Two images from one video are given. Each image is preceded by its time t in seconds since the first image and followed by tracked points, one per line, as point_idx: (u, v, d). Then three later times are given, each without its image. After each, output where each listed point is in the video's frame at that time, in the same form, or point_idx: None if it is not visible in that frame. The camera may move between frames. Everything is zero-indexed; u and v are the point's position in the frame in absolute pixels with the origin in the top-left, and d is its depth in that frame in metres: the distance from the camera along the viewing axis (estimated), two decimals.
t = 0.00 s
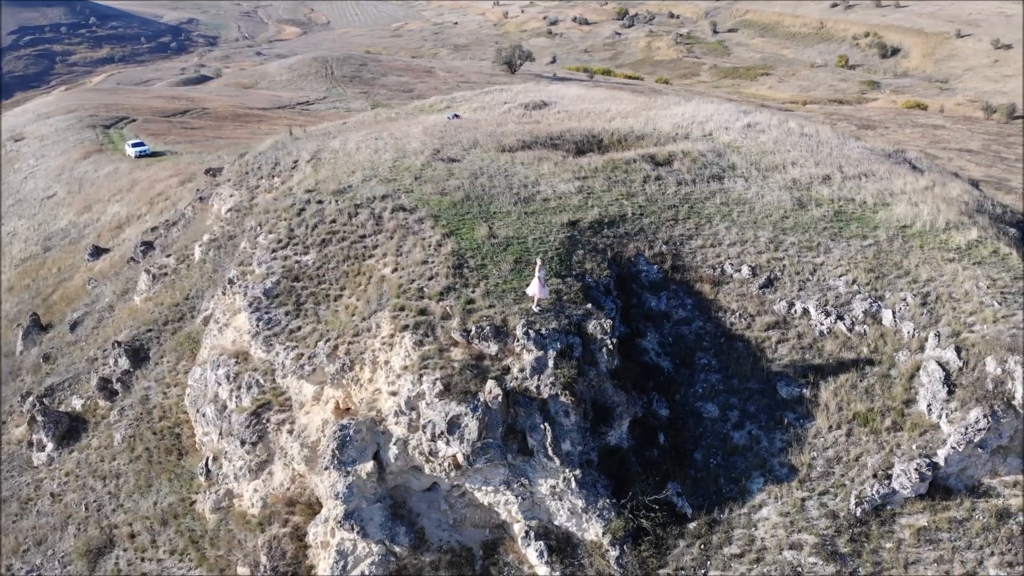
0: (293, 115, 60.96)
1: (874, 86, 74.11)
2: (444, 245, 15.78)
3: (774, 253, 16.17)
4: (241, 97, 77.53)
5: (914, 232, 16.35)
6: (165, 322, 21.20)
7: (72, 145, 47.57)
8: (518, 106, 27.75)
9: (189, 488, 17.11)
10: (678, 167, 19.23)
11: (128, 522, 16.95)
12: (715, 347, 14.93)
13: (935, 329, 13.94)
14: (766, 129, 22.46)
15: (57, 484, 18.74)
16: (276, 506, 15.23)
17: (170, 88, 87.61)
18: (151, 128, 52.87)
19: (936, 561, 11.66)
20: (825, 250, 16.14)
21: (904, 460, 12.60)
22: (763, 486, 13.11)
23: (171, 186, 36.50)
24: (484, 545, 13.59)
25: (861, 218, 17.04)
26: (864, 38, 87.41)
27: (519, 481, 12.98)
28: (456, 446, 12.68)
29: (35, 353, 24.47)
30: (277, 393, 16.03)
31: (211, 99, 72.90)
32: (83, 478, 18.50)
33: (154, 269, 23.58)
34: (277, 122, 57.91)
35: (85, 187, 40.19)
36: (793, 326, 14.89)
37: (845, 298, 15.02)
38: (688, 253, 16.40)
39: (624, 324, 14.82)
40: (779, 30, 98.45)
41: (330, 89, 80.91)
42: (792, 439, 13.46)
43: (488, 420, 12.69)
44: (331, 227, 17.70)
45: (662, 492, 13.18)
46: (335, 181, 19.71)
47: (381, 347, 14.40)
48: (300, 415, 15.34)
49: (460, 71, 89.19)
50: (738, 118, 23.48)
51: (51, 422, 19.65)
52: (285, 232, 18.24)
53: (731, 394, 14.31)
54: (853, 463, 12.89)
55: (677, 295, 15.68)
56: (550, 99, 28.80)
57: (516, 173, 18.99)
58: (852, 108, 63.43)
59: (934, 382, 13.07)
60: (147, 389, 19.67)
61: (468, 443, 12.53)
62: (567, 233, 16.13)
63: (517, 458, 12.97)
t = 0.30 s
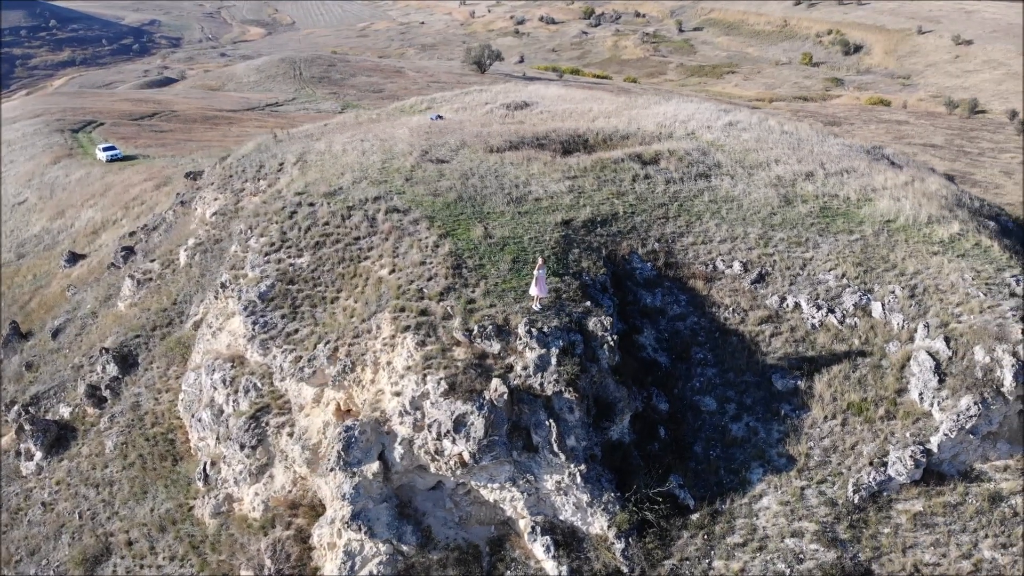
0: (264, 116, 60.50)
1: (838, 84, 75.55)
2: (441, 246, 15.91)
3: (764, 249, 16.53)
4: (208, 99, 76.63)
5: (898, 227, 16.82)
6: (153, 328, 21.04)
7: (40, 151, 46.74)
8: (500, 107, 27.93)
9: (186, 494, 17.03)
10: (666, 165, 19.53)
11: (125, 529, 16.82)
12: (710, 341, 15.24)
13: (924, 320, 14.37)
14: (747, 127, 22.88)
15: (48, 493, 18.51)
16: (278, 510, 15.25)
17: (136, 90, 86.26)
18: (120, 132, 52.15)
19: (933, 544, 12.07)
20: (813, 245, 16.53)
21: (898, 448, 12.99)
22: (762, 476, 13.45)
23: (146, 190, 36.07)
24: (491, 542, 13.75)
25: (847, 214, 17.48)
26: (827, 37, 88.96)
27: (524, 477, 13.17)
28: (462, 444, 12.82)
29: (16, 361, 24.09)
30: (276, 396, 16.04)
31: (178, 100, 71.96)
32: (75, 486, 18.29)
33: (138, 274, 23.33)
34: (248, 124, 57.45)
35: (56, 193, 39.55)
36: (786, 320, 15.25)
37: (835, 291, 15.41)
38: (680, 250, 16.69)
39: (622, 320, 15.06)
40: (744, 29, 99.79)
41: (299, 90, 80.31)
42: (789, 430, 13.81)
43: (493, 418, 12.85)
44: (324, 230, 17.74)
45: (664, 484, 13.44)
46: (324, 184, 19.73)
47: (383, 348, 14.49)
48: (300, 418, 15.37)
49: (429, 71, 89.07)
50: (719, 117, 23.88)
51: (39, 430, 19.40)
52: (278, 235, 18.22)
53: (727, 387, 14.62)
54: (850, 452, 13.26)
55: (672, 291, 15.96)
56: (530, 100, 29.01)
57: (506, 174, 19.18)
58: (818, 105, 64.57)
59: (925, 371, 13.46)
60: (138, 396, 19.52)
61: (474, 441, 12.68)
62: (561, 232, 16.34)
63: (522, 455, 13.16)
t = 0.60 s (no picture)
0: (234, 118, 59.96)
1: (803, 81, 76.84)
2: (437, 247, 16.04)
3: (753, 244, 16.88)
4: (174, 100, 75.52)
5: (882, 221, 17.28)
6: (141, 333, 20.84)
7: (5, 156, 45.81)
8: (482, 107, 28.09)
9: (183, 499, 16.95)
10: (653, 164, 19.82)
11: (121, 536, 16.70)
12: (705, 336, 15.55)
13: (912, 311, 14.81)
14: (728, 125, 23.27)
15: (39, 502, 18.27)
16: (280, 512, 15.27)
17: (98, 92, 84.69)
18: (87, 136, 51.31)
19: (928, 527, 12.51)
20: (801, 240, 16.93)
21: (892, 436, 13.40)
22: (761, 466, 13.78)
23: (120, 195, 35.59)
24: (496, 538, 13.91)
25: (832, 209, 17.91)
26: (791, 35, 90.37)
27: (529, 473, 13.35)
28: (467, 442, 12.95)
29: None
30: (274, 399, 16.04)
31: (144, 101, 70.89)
32: (67, 495, 18.07)
33: (122, 279, 23.05)
34: (218, 126, 56.91)
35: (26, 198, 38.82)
36: (777, 314, 15.62)
37: (824, 285, 15.80)
38: (672, 247, 16.99)
39: (619, 316, 15.30)
40: (709, 27, 101.00)
41: (267, 91, 79.53)
42: (785, 421, 14.18)
43: (498, 415, 13.01)
44: (317, 232, 17.77)
45: (666, 477, 13.71)
46: (314, 185, 19.72)
47: (384, 349, 14.59)
48: (300, 419, 15.40)
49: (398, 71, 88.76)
50: (700, 115, 24.24)
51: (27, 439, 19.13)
52: (270, 237, 18.21)
53: (723, 380, 14.95)
54: (844, 440, 13.66)
55: (665, 287, 16.24)
56: (511, 100, 29.17)
57: (497, 174, 19.35)
58: (784, 101, 65.61)
59: (915, 361, 13.88)
60: (129, 402, 19.36)
61: (480, 438, 12.83)
62: (555, 231, 16.56)
63: (526, 451, 13.34)
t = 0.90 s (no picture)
0: (203, 119, 59.33)
1: (769, 78, 77.91)
2: (434, 247, 16.17)
3: (743, 240, 17.23)
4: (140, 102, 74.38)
5: (866, 216, 17.74)
6: (129, 339, 20.66)
7: None
8: (464, 107, 28.20)
9: (181, 504, 16.88)
10: (640, 162, 20.11)
11: (118, 543, 16.56)
12: (699, 331, 15.86)
13: (900, 303, 15.24)
14: (710, 123, 23.65)
15: (30, 511, 18.04)
16: (283, 514, 15.29)
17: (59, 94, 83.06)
18: (55, 139, 50.42)
19: (923, 512, 12.95)
20: (789, 235, 17.32)
21: (885, 424, 13.81)
22: (759, 456, 14.13)
23: (94, 200, 35.09)
24: (502, 533, 14.08)
25: (817, 205, 18.33)
26: (756, 33, 91.67)
27: (534, 469, 13.54)
28: (472, 440, 13.11)
29: None
30: (273, 402, 16.04)
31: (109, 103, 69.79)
32: (59, 503, 17.87)
33: (106, 285, 22.79)
34: (187, 128, 56.28)
35: None
36: (770, 307, 15.98)
37: (814, 278, 16.19)
38: (664, 244, 17.28)
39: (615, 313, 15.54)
40: (675, 25, 102.00)
41: (234, 92, 78.66)
42: (780, 411, 14.54)
43: (503, 412, 13.19)
44: (311, 234, 17.80)
45: (667, 469, 13.99)
46: (303, 187, 19.71)
47: (385, 349, 14.69)
48: (300, 421, 15.43)
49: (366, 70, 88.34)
50: (682, 114, 24.60)
51: (15, 448, 18.88)
52: (262, 240, 18.18)
53: (719, 373, 15.27)
54: (839, 429, 14.05)
55: (659, 283, 16.52)
56: (492, 100, 29.31)
57: (487, 174, 19.50)
58: (752, 99, 66.50)
59: (905, 351, 14.30)
60: (120, 409, 19.21)
61: (485, 435, 13.00)
62: (550, 230, 16.76)
63: (531, 447, 13.52)
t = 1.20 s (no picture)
0: (172, 122, 58.55)
1: (735, 76, 78.88)
2: (431, 248, 16.29)
3: (733, 236, 17.57)
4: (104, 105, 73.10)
5: (851, 211, 18.19)
6: (117, 345, 20.44)
7: None
8: (446, 108, 28.28)
9: (179, 510, 16.77)
10: (628, 161, 20.38)
11: (115, 551, 16.38)
12: (693, 326, 16.15)
13: (888, 295, 15.67)
14: (692, 122, 24.01)
15: (21, 522, 17.78)
16: (285, 517, 15.30)
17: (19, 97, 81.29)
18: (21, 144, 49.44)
19: (917, 498, 13.37)
20: (778, 231, 17.70)
21: (878, 413, 14.22)
22: (757, 448, 14.45)
23: (67, 205, 34.55)
24: (507, 530, 14.23)
25: (803, 201, 18.75)
26: (720, 32, 92.93)
27: (538, 465, 13.71)
28: (478, 438, 13.26)
29: None
30: (272, 405, 16.02)
31: (73, 106, 68.50)
32: (52, 512, 17.64)
33: (90, 291, 22.50)
34: (156, 131, 55.57)
35: None
36: (761, 302, 16.32)
37: (803, 273, 16.57)
38: (655, 241, 17.55)
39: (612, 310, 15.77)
40: (641, 24, 102.91)
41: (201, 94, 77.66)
42: (776, 403, 14.88)
43: (507, 410, 13.35)
44: (305, 236, 17.81)
45: (668, 462, 14.26)
46: (293, 190, 19.69)
47: (386, 350, 14.79)
48: (301, 424, 15.44)
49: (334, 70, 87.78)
50: (663, 113, 24.93)
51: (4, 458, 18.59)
52: (254, 243, 18.15)
53: (714, 367, 15.57)
54: (834, 420, 14.43)
55: (653, 280, 16.78)
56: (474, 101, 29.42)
57: (477, 174, 19.65)
58: (721, 97, 67.32)
59: (895, 342, 14.72)
60: (111, 416, 19.01)
61: (491, 433, 13.17)
62: (544, 229, 16.95)
63: (535, 444, 13.69)
